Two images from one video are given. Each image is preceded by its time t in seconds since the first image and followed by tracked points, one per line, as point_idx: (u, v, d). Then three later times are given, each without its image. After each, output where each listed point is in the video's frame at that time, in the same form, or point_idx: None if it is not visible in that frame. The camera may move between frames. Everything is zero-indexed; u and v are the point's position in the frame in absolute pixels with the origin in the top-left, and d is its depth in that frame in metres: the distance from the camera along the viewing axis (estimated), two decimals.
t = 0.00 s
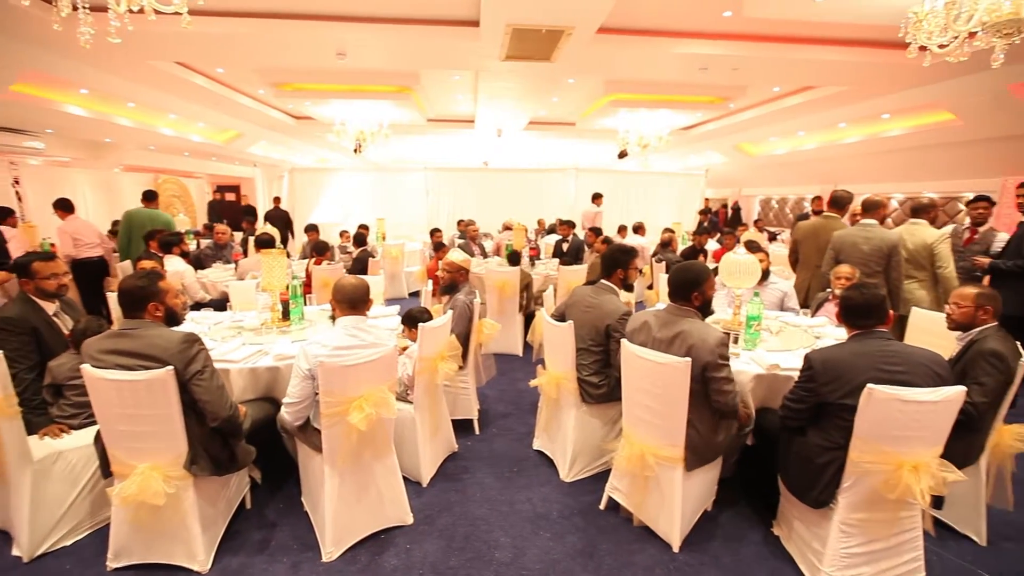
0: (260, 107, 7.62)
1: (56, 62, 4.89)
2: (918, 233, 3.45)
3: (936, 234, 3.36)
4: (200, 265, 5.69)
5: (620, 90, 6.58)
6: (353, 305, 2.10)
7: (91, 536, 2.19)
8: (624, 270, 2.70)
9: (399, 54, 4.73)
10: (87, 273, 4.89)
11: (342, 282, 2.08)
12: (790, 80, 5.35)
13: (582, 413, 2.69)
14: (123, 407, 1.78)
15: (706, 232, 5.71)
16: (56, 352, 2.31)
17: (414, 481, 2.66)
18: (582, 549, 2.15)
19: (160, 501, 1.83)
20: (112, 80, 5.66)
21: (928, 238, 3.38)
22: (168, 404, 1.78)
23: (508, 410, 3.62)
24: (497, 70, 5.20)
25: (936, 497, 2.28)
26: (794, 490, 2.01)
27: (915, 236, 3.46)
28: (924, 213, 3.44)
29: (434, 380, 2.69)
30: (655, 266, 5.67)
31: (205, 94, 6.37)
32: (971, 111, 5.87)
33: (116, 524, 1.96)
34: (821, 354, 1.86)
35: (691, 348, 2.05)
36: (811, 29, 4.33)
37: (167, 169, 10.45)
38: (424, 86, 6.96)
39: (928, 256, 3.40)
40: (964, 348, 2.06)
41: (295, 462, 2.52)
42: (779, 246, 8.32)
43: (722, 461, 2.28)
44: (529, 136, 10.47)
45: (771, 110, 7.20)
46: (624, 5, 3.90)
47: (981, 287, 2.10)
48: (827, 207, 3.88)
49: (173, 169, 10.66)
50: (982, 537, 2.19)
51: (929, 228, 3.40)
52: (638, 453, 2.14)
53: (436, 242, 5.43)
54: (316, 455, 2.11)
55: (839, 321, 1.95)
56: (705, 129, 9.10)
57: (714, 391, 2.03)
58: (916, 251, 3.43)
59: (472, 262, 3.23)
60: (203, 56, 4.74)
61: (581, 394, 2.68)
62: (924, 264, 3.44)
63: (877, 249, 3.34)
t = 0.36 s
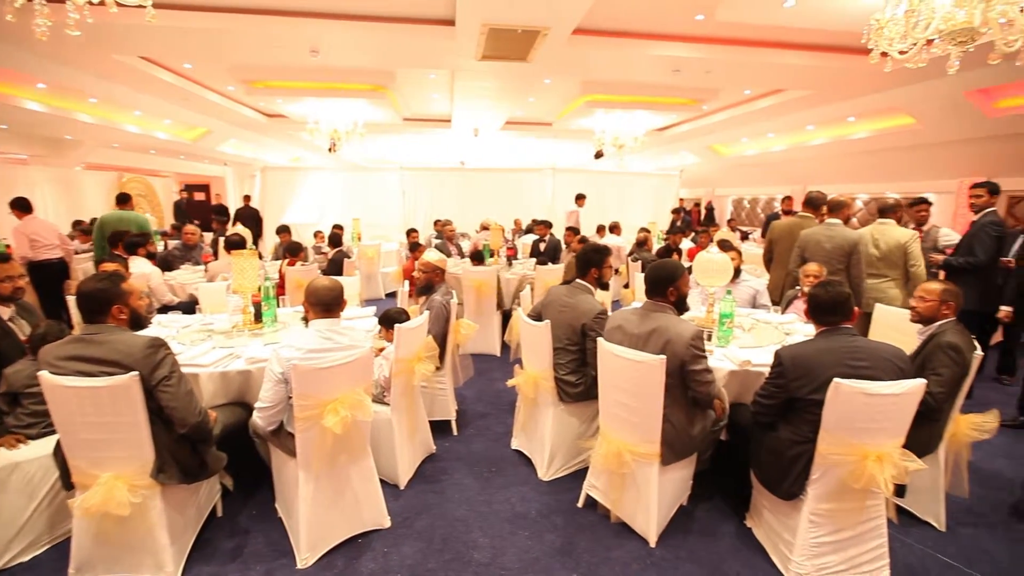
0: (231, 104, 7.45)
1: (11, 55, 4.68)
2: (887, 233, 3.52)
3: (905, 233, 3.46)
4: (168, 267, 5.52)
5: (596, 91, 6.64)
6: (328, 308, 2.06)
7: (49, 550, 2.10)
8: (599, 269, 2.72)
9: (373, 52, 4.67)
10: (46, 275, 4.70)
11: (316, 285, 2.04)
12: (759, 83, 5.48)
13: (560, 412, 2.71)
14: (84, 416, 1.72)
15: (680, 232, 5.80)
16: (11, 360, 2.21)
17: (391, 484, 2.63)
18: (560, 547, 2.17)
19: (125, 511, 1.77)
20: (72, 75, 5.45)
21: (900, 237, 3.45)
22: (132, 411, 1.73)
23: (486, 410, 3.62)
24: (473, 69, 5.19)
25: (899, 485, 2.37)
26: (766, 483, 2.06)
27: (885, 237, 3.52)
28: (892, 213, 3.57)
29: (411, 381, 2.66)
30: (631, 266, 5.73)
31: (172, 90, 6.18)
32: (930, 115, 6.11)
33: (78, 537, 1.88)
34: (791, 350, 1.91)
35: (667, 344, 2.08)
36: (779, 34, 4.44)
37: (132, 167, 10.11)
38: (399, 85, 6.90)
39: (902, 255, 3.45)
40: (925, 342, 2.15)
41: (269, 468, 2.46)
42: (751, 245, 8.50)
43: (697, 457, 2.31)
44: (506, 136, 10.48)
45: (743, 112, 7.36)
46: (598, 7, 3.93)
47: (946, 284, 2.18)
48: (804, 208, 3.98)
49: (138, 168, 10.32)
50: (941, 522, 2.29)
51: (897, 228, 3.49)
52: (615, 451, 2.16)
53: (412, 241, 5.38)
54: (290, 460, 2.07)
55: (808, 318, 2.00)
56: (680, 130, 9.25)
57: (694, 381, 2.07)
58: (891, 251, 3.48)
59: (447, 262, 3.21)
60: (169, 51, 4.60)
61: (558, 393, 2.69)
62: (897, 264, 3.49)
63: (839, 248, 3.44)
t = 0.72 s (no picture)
0: (200, 101, 7.25)
1: None
2: (876, 234, 3.47)
3: (896, 234, 3.41)
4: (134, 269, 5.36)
5: (573, 92, 6.69)
6: (301, 310, 2.05)
7: (7, 566, 2.01)
8: (575, 270, 2.74)
9: (347, 50, 4.61)
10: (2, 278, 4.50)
11: (288, 286, 2.03)
12: (731, 86, 5.59)
13: (538, 411, 2.72)
14: (45, 425, 1.65)
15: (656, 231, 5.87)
16: None
17: (369, 487, 2.60)
18: (540, 546, 2.17)
19: (89, 523, 1.71)
20: (30, 69, 5.24)
21: (891, 239, 3.41)
22: (97, 420, 1.67)
23: (465, 411, 3.61)
24: (449, 69, 5.17)
25: (865, 475, 2.45)
26: (740, 478, 2.10)
27: (874, 238, 3.46)
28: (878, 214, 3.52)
29: (388, 383, 2.64)
30: (608, 265, 5.78)
31: (137, 86, 5.99)
32: (892, 118, 6.34)
33: (39, 551, 1.81)
34: (763, 347, 1.95)
35: (647, 339, 2.11)
36: (749, 38, 4.54)
37: (95, 166, 9.76)
38: (374, 83, 6.83)
39: (891, 256, 3.43)
40: (890, 336, 2.23)
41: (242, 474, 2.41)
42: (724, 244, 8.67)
43: (674, 453, 2.35)
44: (483, 135, 10.46)
45: (715, 114, 7.51)
46: (574, 8, 3.96)
47: (910, 280, 2.28)
48: (768, 207, 4.08)
49: (102, 166, 9.97)
50: (905, 510, 2.37)
51: (888, 229, 3.43)
52: (593, 449, 2.18)
53: (389, 242, 5.33)
54: (264, 465, 2.03)
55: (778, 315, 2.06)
56: (655, 130, 9.37)
57: (673, 377, 2.10)
58: (882, 253, 3.44)
59: (423, 262, 3.19)
60: (133, 45, 4.46)
61: (536, 393, 2.70)
62: (885, 265, 3.47)
63: (807, 245, 3.55)
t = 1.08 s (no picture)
0: (172, 98, 7.07)
1: None
2: (865, 234, 3.44)
3: (881, 234, 3.43)
4: (106, 270, 5.21)
5: (554, 92, 6.71)
6: (279, 311, 1.99)
7: None
8: (557, 269, 2.75)
9: (325, 47, 4.55)
10: None
11: (264, 288, 1.97)
12: (710, 87, 5.67)
13: (521, 411, 2.72)
14: (8, 434, 1.59)
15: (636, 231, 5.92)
16: None
17: (351, 491, 2.57)
18: (523, 545, 2.18)
19: (58, 534, 1.66)
20: None
21: (879, 239, 3.42)
22: (66, 426, 1.62)
23: (447, 411, 3.59)
24: (430, 68, 5.14)
25: (839, 468, 2.52)
26: (720, 473, 2.13)
27: (864, 238, 3.43)
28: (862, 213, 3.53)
29: (369, 384, 2.61)
30: (590, 264, 5.81)
31: (107, 82, 5.82)
32: (864, 121, 6.50)
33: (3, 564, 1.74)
34: (742, 344, 1.98)
35: (633, 337, 2.13)
36: (726, 41, 4.62)
37: (63, 164, 9.45)
38: (354, 82, 6.76)
39: (878, 256, 3.44)
40: (862, 334, 2.29)
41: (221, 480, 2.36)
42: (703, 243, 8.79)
43: (655, 451, 2.37)
44: (464, 135, 10.43)
45: (694, 115, 7.61)
46: (554, 8, 3.97)
47: (883, 278, 2.33)
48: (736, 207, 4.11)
49: (71, 165, 9.67)
50: (878, 501, 2.44)
51: (875, 229, 3.44)
52: (576, 448, 2.19)
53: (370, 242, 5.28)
54: (242, 470, 1.99)
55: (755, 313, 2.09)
56: (636, 131, 9.45)
57: (658, 373, 2.12)
58: (872, 254, 3.42)
59: (404, 263, 3.16)
60: (103, 40, 4.33)
61: (519, 393, 2.71)
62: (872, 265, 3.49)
63: (783, 245, 3.63)
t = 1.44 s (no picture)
0: (144, 95, 6.90)
1: None
2: (841, 235, 3.53)
3: (854, 235, 3.54)
4: (73, 273, 5.05)
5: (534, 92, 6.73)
6: (254, 313, 1.95)
7: None
8: (537, 269, 2.75)
9: (302, 45, 4.48)
10: None
11: (238, 289, 1.93)
12: (687, 89, 5.74)
13: (502, 411, 2.72)
14: None
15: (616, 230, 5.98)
16: None
17: (331, 494, 2.53)
18: (505, 545, 2.18)
19: (21, 547, 1.60)
20: None
21: (853, 239, 3.53)
22: (28, 434, 1.56)
23: (429, 412, 3.58)
24: (409, 66, 5.10)
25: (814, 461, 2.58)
26: (699, 469, 2.16)
27: (841, 238, 3.52)
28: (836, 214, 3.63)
29: (349, 386, 2.58)
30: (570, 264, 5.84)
31: (73, 78, 5.64)
32: (836, 124, 6.67)
33: None
34: (706, 341, 2.05)
35: (611, 336, 2.15)
36: (703, 43, 4.68)
37: (28, 162, 9.12)
38: (333, 80, 6.68)
39: (853, 256, 3.54)
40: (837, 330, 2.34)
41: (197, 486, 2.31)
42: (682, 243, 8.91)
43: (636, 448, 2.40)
44: (445, 135, 10.39)
45: (673, 116, 7.71)
46: (534, 8, 3.98)
47: (857, 275, 2.40)
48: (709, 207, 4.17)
49: (36, 163, 9.33)
50: (850, 493, 2.51)
51: (848, 230, 3.54)
52: (557, 447, 2.20)
53: (350, 242, 5.22)
54: (218, 476, 1.95)
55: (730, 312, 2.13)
56: (616, 132, 9.54)
57: (637, 372, 2.14)
58: (847, 254, 3.52)
59: (384, 264, 3.13)
60: (69, 34, 4.19)
61: (500, 393, 2.71)
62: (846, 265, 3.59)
63: (759, 244, 3.70)
